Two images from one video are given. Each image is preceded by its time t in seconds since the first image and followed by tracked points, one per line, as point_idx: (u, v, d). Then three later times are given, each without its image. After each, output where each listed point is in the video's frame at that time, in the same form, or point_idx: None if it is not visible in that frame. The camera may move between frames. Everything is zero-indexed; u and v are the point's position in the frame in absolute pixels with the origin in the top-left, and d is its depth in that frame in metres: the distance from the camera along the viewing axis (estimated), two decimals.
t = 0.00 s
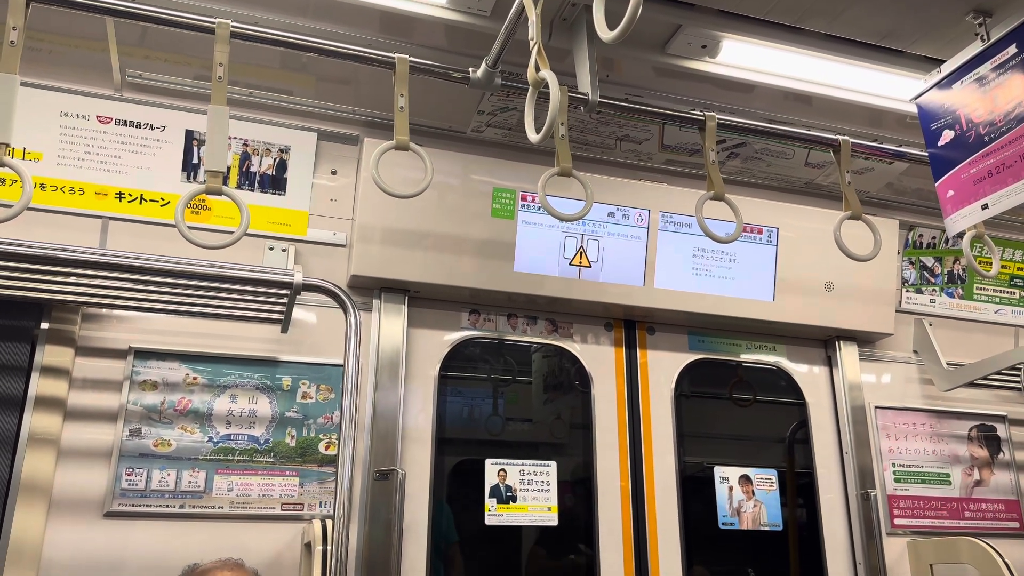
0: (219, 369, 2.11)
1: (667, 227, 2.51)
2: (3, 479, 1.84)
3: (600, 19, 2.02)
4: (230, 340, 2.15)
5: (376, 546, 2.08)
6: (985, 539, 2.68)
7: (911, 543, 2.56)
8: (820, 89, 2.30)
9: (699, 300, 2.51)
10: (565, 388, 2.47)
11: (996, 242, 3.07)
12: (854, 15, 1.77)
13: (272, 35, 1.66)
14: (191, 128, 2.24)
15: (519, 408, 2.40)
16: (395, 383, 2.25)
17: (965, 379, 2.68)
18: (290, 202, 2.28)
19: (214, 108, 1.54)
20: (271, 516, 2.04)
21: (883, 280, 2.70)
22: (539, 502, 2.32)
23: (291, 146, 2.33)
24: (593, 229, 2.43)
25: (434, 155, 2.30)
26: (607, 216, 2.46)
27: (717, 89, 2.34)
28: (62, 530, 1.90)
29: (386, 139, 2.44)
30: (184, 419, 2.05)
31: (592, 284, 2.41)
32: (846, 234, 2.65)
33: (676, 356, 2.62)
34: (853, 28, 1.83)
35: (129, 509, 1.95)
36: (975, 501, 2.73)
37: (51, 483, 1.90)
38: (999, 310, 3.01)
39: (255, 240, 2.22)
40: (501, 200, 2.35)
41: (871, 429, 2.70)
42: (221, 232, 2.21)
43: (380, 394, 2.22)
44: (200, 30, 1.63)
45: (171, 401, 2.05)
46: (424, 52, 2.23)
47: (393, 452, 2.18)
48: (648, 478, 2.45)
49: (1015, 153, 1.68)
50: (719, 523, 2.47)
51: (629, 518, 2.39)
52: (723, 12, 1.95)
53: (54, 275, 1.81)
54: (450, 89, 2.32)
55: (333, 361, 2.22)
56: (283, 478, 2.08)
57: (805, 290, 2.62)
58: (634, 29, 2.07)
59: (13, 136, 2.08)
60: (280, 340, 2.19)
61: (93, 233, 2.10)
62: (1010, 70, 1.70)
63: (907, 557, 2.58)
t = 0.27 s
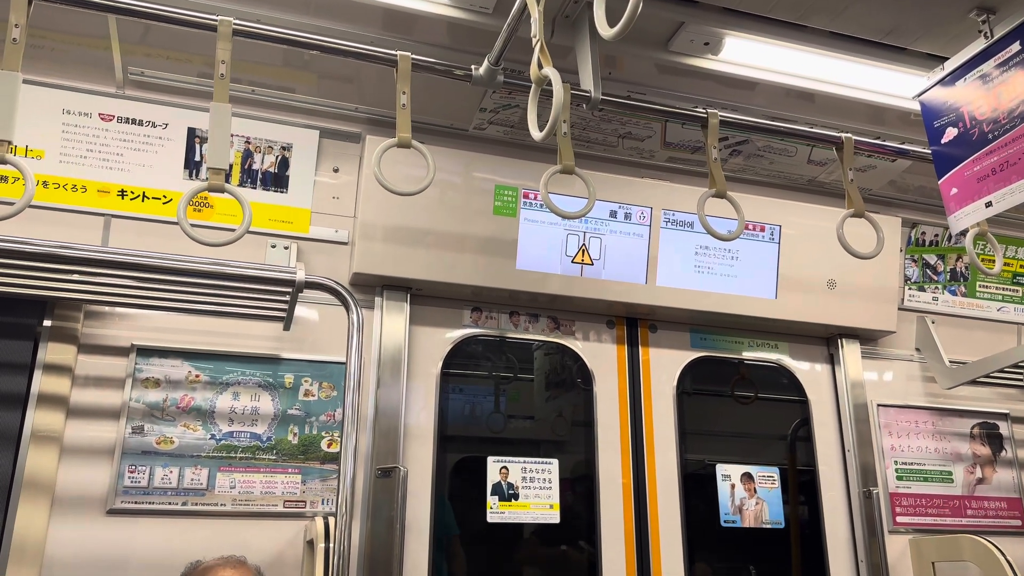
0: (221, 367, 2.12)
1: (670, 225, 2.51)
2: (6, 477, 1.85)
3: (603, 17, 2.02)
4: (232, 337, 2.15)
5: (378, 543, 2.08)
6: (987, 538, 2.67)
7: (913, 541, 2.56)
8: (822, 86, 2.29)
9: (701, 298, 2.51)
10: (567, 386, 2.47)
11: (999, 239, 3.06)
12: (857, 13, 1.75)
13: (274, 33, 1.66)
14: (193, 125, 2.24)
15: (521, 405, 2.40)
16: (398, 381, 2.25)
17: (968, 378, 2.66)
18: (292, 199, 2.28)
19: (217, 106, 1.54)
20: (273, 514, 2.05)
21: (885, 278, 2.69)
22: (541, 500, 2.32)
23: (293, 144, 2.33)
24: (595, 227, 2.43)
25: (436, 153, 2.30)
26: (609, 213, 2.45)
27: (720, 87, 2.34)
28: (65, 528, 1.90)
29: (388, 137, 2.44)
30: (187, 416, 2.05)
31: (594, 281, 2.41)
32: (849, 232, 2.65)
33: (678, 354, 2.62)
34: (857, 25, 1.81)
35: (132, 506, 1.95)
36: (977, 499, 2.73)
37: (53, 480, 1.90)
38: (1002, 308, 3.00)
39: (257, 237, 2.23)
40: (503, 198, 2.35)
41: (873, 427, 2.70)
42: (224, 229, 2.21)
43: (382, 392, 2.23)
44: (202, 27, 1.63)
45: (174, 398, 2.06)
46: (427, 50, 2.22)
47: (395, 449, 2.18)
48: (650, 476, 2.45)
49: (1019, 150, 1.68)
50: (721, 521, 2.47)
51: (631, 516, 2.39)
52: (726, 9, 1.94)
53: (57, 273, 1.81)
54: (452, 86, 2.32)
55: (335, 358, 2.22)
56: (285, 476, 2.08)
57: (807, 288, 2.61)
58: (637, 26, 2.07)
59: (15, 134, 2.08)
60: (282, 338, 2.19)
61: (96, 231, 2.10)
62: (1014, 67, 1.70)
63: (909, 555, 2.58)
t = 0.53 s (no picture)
0: (223, 365, 2.12)
1: (672, 223, 2.51)
2: (8, 475, 1.85)
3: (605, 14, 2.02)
4: (234, 336, 2.15)
5: (381, 541, 2.08)
6: (989, 535, 2.67)
7: (916, 539, 2.56)
8: (825, 84, 2.29)
9: (703, 296, 2.51)
10: (569, 384, 2.47)
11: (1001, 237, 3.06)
12: (860, 10, 1.74)
13: (276, 31, 1.66)
14: (195, 124, 2.24)
15: (523, 403, 2.40)
16: (400, 379, 2.25)
17: (970, 375, 2.67)
18: (294, 197, 2.28)
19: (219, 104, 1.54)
20: (276, 512, 2.05)
21: (888, 276, 2.69)
22: (543, 497, 2.32)
23: (295, 142, 2.33)
24: (597, 225, 2.43)
25: (438, 151, 2.30)
26: (611, 211, 2.45)
27: (722, 84, 2.33)
28: (67, 526, 1.90)
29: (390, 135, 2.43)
30: (189, 414, 2.05)
31: (596, 280, 2.41)
32: (851, 229, 2.64)
33: (680, 351, 2.61)
34: (859, 22, 1.80)
35: (134, 504, 1.95)
36: (979, 497, 2.73)
37: (56, 479, 1.90)
38: (1004, 306, 3.00)
39: (259, 235, 2.22)
40: (505, 196, 2.34)
41: (875, 425, 2.70)
42: (226, 228, 2.21)
43: (384, 390, 2.23)
44: (204, 26, 1.62)
45: (176, 397, 2.06)
46: (429, 48, 2.22)
47: (397, 447, 2.18)
48: (652, 474, 2.45)
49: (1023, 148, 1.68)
50: (723, 519, 2.47)
51: (633, 514, 2.39)
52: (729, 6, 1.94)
53: (60, 272, 1.81)
54: (454, 84, 2.31)
55: (337, 356, 2.22)
56: (287, 474, 2.08)
57: (809, 286, 2.61)
58: (639, 24, 2.06)
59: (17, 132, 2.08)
60: (284, 336, 2.19)
61: (98, 229, 2.10)
62: (1017, 64, 1.69)
63: (911, 553, 2.58)
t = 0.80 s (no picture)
0: (225, 366, 2.12)
1: (673, 223, 2.50)
2: (11, 476, 1.85)
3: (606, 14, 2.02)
4: (236, 336, 2.15)
5: (383, 541, 2.08)
6: (991, 535, 2.67)
7: (918, 539, 2.56)
8: (827, 83, 2.29)
9: (704, 296, 2.51)
10: (570, 384, 2.47)
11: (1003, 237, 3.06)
12: (861, 9, 1.74)
13: (278, 31, 1.66)
14: (196, 124, 2.24)
15: (525, 404, 2.40)
16: (401, 379, 2.25)
17: (972, 375, 2.66)
18: (296, 198, 2.28)
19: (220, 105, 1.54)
20: (277, 512, 2.05)
21: (889, 275, 2.69)
22: (545, 498, 2.32)
23: (297, 143, 2.33)
24: (599, 225, 2.43)
25: (439, 151, 2.30)
26: (613, 211, 2.45)
27: (723, 84, 2.33)
28: (69, 527, 1.90)
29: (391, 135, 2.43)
30: (191, 415, 2.05)
31: (598, 280, 2.41)
32: (853, 229, 2.64)
33: (682, 352, 2.61)
34: (860, 21, 1.80)
35: (136, 505, 1.95)
36: (982, 497, 2.73)
37: (58, 479, 1.90)
38: (1006, 306, 3.00)
39: (260, 236, 2.23)
40: (506, 196, 2.34)
41: (877, 425, 2.70)
42: (228, 228, 2.21)
43: (386, 390, 2.23)
44: (205, 26, 1.63)
45: (178, 397, 2.06)
46: (430, 48, 2.22)
47: (399, 447, 2.18)
48: (653, 475, 2.45)
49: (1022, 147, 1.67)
50: (725, 519, 2.46)
51: (635, 515, 2.39)
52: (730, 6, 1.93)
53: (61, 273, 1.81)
54: (455, 84, 2.31)
55: (339, 357, 2.22)
56: (289, 474, 2.08)
57: (811, 286, 2.61)
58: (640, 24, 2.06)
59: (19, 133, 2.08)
60: (285, 336, 2.19)
61: (100, 230, 2.10)
62: (1018, 64, 1.69)
63: (913, 554, 2.58)
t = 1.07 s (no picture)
0: (227, 367, 2.12)
1: (675, 224, 2.50)
2: (14, 477, 1.85)
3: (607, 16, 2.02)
4: (238, 338, 2.15)
5: (385, 542, 2.08)
6: (994, 536, 2.67)
7: (920, 540, 2.56)
8: (828, 84, 2.29)
9: (706, 297, 2.51)
10: (572, 385, 2.47)
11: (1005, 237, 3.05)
12: (862, 11, 1.74)
13: (279, 33, 1.66)
14: (198, 126, 2.24)
15: (527, 405, 2.40)
16: (403, 380, 2.25)
17: (976, 376, 2.66)
18: (298, 199, 2.29)
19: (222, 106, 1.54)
20: (279, 513, 2.05)
21: (891, 276, 2.69)
22: (547, 499, 2.32)
23: (299, 144, 2.33)
24: (600, 226, 2.43)
25: (441, 153, 2.30)
26: (615, 212, 2.45)
27: (725, 85, 2.33)
28: (72, 528, 1.90)
29: (393, 137, 2.44)
30: (193, 416, 2.05)
31: (599, 281, 2.41)
32: (855, 230, 2.64)
33: (684, 353, 2.61)
34: (861, 22, 1.79)
35: (139, 506, 1.95)
36: (984, 498, 2.72)
37: (61, 481, 1.91)
38: (1008, 306, 2.99)
39: (262, 237, 2.23)
40: (508, 197, 2.35)
41: (879, 426, 2.69)
42: (230, 230, 2.22)
43: (388, 391, 2.23)
44: (207, 29, 1.63)
45: (180, 398, 2.06)
46: (432, 50, 2.22)
47: (401, 449, 2.19)
48: (656, 476, 2.45)
49: None
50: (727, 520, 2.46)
51: (637, 516, 2.39)
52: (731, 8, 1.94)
53: (64, 274, 1.82)
54: (456, 85, 2.32)
55: (341, 358, 2.23)
56: (291, 475, 2.08)
57: (813, 287, 2.61)
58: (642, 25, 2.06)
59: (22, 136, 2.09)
60: (287, 338, 2.20)
61: (102, 232, 2.11)
62: (1019, 65, 1.69)
63: (915, 555, 2.58)
